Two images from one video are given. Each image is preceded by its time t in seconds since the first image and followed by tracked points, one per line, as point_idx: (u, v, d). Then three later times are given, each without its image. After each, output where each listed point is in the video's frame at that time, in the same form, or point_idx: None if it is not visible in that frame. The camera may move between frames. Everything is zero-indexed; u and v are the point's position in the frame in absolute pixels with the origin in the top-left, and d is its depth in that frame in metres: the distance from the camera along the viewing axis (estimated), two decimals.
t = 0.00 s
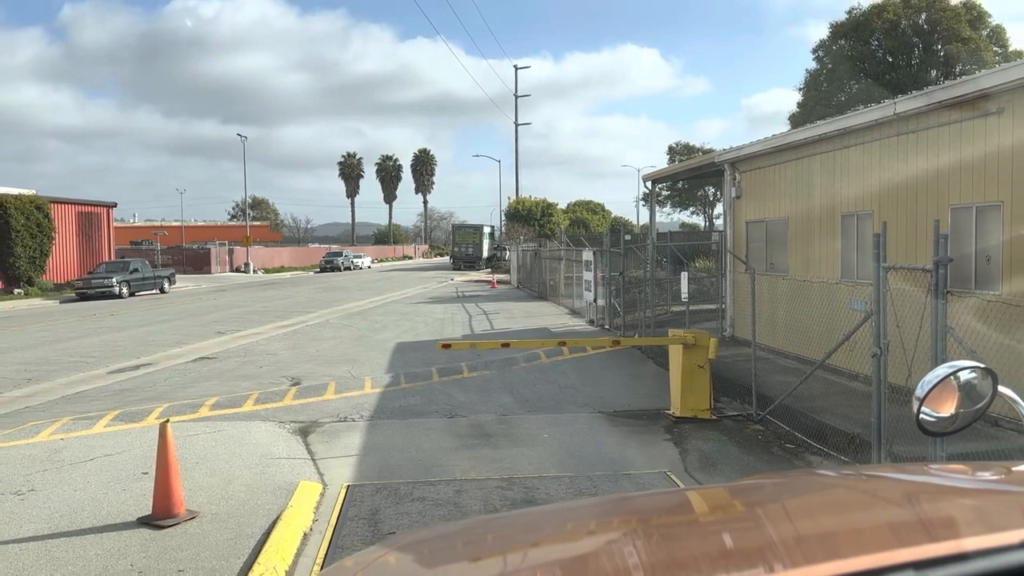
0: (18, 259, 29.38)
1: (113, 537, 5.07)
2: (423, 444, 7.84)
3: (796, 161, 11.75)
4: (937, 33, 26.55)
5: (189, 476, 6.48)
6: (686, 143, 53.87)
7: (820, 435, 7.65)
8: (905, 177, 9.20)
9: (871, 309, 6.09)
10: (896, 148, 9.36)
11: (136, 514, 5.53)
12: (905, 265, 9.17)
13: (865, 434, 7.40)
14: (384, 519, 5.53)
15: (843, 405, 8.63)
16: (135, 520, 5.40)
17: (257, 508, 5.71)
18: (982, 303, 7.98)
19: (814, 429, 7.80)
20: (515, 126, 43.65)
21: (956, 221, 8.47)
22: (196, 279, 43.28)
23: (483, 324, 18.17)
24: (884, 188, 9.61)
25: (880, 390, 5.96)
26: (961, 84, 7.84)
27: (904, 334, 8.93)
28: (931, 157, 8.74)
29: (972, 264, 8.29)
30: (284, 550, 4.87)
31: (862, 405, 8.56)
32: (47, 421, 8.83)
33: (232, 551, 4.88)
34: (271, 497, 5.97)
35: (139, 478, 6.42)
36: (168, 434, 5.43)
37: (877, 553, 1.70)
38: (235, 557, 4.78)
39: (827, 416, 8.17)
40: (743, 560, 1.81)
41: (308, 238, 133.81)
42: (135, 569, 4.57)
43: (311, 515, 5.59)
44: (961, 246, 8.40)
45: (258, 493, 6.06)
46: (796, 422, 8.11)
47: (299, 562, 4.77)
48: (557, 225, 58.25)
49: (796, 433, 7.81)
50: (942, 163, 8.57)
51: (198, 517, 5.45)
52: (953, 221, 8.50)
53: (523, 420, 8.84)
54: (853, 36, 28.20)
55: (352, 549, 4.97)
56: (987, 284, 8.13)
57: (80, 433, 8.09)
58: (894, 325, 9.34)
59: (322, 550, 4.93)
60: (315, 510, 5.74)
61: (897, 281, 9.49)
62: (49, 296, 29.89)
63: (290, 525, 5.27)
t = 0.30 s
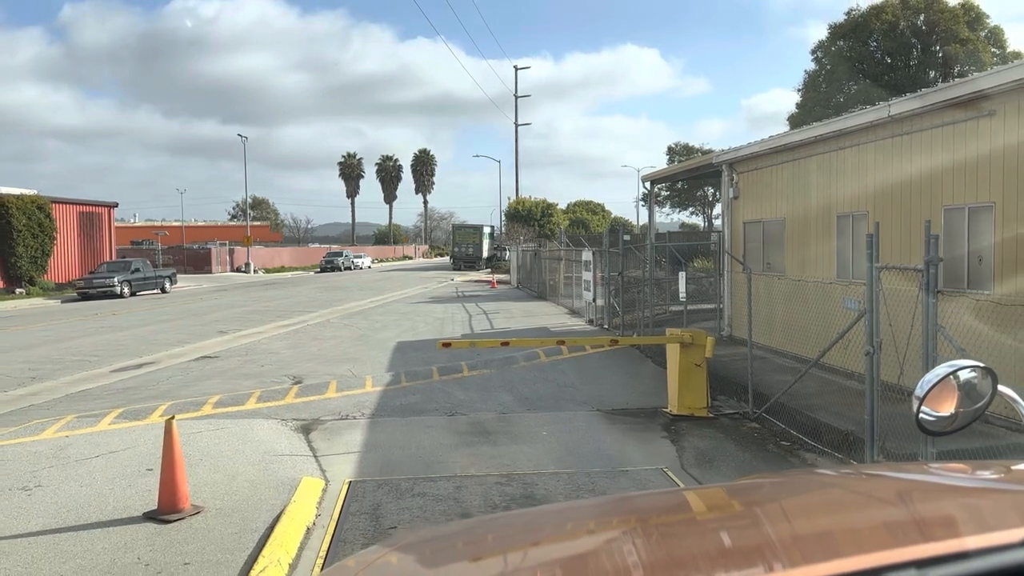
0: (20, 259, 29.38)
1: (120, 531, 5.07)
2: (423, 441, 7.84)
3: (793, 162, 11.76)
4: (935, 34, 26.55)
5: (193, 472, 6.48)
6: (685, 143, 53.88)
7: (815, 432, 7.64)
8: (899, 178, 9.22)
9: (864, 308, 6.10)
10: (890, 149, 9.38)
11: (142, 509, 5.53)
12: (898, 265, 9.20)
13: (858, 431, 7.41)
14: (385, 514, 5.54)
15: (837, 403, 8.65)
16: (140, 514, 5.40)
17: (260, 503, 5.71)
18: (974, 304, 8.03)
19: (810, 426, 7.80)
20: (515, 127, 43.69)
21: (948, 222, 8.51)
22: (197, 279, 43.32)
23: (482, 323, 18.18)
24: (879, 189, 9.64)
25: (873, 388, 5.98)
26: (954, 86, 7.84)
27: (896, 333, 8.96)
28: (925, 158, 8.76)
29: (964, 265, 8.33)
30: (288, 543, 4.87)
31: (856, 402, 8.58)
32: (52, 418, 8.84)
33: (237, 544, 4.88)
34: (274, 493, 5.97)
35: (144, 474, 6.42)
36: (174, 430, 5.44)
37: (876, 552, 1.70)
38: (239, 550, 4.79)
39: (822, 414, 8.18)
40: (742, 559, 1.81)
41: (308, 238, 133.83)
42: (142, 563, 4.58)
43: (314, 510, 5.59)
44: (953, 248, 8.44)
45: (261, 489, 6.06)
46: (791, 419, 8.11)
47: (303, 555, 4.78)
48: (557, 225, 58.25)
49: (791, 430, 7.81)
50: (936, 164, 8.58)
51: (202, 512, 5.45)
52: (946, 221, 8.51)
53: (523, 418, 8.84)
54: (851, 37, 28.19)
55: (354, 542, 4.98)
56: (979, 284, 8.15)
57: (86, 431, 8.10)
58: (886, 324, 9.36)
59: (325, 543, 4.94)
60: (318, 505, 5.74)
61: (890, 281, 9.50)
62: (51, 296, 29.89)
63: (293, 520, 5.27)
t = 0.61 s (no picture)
0: (21, 259, 29.38)
1: (128, 524, 5.08)
2: (423, 438, 7.84)
3: (788, 163, 11.76)
4: (933, 35, 26.54)
5: (198, 467, 6.49)
6: (685, 144, 53.90)
7: (805, 426, 7.68)
8: (892, 180, 9.29)
9: (854, 306, 6.09)
10: (883, 151, 9.43)
11: (149, 502, 5.55)
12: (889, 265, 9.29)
13: (850, 428, 7.44)
14: (386, 508, 5.55)
15: (830, 400, 8.66)
16: (147, 508, 5.41)
17: (264, 497, 5.72)
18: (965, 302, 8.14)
19: (801, 422, 7.84)
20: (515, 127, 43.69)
21: (939, 223, 8.59)
22: (198, 279, 43.31)
23: (482, 323, 18.17)
24: (871, 190, 9.69)
25: (863, 386, 5.98)
26: (947, 88, 7.90)
27: (885, 332, 9.02)
28: (917, 160, 8.83)
29: (955, 265, 8.42)
30: (292, 534, 4.89)
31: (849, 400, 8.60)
32: (57, 416, 8.85)
33: (241, 536, 4.90)
34: (277, 487, 5.98)
35: (150, 469, 6.43)
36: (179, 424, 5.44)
37: (876, 552, 1.70)
38: (244, 542, 4.81)
39: (814, 411, 8.20)
40: (739, 560, 1.81)
41: (309, 238, 133.85)
42: (149, 554, 4.59)
43: (316, 503, 5.60)
44: (945, 249, 8.53)
45: (265, 483, 6.07)
46: (784, 416, 8.13)
47: (306, 546, 4.80)
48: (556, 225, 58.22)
49: (784, 427, 7.82)
50: (928, 166, 8.65)
51: (208, 505, 5.46)
52: (937, 222, 8.61)
53: (522, 415, 8.85)
54: (850, 38, 28.18)
55: (357, 535, 4.99)
56: (968, 284, 8.26)
57: (91, 428, 8.10)
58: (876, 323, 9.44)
59: (328, 535, 4.97)
60: (320, 499, 5.75)
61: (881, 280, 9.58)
62: (53, 296, 29.88)
63: (296, 513, 5.28)
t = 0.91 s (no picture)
0: (23, 259, 29.40)
1: (136, 516, 5.11)
2: (423, 433, 7.84)
3: (782, 164, 11.79)
4: (930, 37, 26.56)
5: (204, 461, 6.51)
6: (683, 144, 53.92)
7: (798, 422, 7.72)
8: (882, 181, 9.37)
9: (843, 305, 6.10)
10: (874, 153, 9.51)
11: (156, 494, 5.57)
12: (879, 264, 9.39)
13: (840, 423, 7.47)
14: (388, 501, 5.59)
15: (821, 395, 8.70)
16: (155, 499, 5.44)
17: (267, 490, 5.74)
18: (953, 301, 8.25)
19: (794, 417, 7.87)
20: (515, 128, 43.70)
21: (928, 223, 8.69)
22: (199, 279, 43.31)
23: (481, 322, 18.16)
24: (862, 191, 9.77)
25: (852, 383, 6.02)
26: (935, 91, 7.97)
27: (874, 330, 9.12)
28: (906, 162, 8.92)
29: (943, 264, 8.51)
30: (296, 526, 4.93)
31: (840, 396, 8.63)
32: (63, 413, 8.86)
33: (247, 526, 4.94)
34: (281, 480, 6.00)
35: (157, 463, 6.43)
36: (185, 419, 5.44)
37: (877, 552, 1.70)
38: (250, 532, 4.85)
39: (806, 406, 8.23)
40: (739, 561, 1.81)
41: (309, 237, 133.83)
42: (158, 544, 4.63)
43: (319, 496, 5.63)
44: (933, 249, 8.63)
45: (268, 476, 6.09)
46: (776, 411, 8.15)
47: (311, 537, 4.84)
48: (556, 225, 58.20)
49: (777, 423, 7.85)
50: (917, 168, 8.74)
51: (214, 498, 5.48)
52: (926, 222, 8.72)
53: (521, 412, 8.86)
54: (847, 39, 28.18)
55: (360, 526, 5.04)
56: (956, 283, 8.37)
57: (97, 424, 8.13)
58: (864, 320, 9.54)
59: (331, 527, 5.02)
60: (323, 492, 5.77)
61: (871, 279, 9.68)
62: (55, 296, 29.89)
63: (300, 505, 5.32)
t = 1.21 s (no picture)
0: (26, 259, 29.39)
1: (147, 507, 5.26)
2: (424, 428, 7.85)
3: (776, 166, 11.81)
4: (927, 38, 26.59)
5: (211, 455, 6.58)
6: (682, 145, 53.94)
7: (789, 417, 7.74)
8: (872, 183, 9.43)
9: (830, 303, 6.18)
10: (864, 156, 9.57)
11: (166, 486, 5.72)
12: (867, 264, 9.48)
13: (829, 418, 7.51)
14: (390, 493, 5.70)
15: (813, 392, 8.74)
16: (164, 491, 5.61)
17: (273, 482, 5.86)
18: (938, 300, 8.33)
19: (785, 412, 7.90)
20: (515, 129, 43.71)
21: (915, 224, 8.77)
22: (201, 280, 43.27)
23: (481, 321, 18.16)
24: (853, 192, 9.82)
25: (839, 379, 6.10)
26: (924, 94, 8.03)
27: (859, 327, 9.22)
28: (895, 164, 8.99)
29: (929, 265, 8.59)
30: (302, 514, 5.13)
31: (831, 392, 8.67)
32: (71, 410, 8.90)
33: (253, 516, 5.12)
34: (285, 473, 6.11)
35: (166, 457, 6.53)
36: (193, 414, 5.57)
37: (878, 551, 1.70)
38: (257, 522, 5.02)
39: (797, 402, 8.25)
40: (735, 560, 1.82)
41: (309, 238, 133.75)
42: (169, 533, 4.81)
43: (323, 488, 5.79)
44: (920, 249, 8.72)
45: (274, 470, 6.18)
46: (768, 407, 8.18)
47: (316, 525, 5.05)
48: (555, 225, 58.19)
49: (769, 418, 7.91)
50: (904, 170, 8.82)
51: (222, 490, 5.64)
52: (913, 223, 8.79)
53: (519, 408, 8.84)
54: (844, 41, 28.18)
55: (364, 516, 5.21)
56: (942, 282, 8.45)
57: (106, 419, 8.18)
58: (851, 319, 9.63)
59: (335, 515, 5.22)
60: (327, 484, 5.91)
61: (859, 278, 9.75)
62: (57, 296, 29.88)
63: (305, 495, 5.49)
